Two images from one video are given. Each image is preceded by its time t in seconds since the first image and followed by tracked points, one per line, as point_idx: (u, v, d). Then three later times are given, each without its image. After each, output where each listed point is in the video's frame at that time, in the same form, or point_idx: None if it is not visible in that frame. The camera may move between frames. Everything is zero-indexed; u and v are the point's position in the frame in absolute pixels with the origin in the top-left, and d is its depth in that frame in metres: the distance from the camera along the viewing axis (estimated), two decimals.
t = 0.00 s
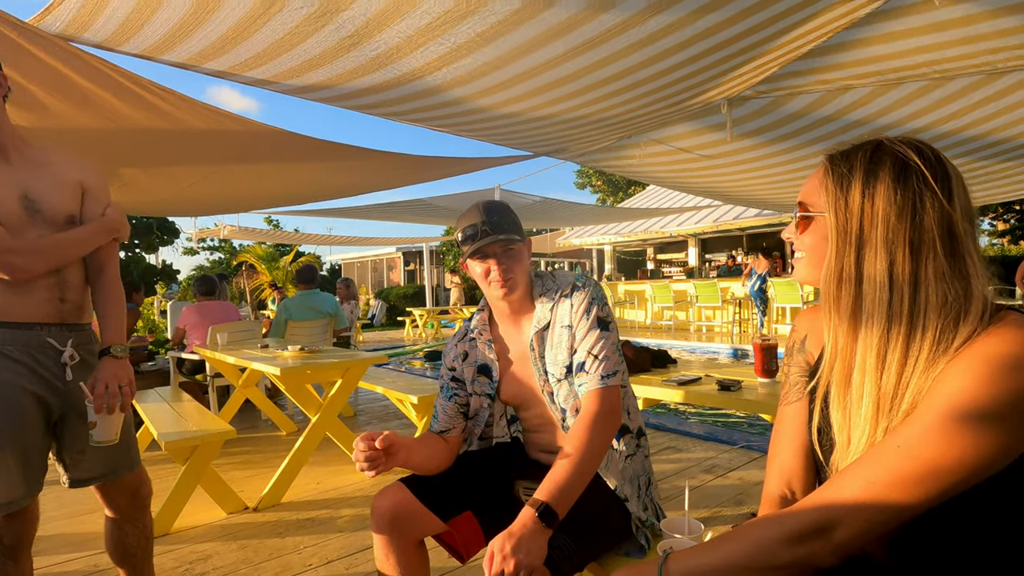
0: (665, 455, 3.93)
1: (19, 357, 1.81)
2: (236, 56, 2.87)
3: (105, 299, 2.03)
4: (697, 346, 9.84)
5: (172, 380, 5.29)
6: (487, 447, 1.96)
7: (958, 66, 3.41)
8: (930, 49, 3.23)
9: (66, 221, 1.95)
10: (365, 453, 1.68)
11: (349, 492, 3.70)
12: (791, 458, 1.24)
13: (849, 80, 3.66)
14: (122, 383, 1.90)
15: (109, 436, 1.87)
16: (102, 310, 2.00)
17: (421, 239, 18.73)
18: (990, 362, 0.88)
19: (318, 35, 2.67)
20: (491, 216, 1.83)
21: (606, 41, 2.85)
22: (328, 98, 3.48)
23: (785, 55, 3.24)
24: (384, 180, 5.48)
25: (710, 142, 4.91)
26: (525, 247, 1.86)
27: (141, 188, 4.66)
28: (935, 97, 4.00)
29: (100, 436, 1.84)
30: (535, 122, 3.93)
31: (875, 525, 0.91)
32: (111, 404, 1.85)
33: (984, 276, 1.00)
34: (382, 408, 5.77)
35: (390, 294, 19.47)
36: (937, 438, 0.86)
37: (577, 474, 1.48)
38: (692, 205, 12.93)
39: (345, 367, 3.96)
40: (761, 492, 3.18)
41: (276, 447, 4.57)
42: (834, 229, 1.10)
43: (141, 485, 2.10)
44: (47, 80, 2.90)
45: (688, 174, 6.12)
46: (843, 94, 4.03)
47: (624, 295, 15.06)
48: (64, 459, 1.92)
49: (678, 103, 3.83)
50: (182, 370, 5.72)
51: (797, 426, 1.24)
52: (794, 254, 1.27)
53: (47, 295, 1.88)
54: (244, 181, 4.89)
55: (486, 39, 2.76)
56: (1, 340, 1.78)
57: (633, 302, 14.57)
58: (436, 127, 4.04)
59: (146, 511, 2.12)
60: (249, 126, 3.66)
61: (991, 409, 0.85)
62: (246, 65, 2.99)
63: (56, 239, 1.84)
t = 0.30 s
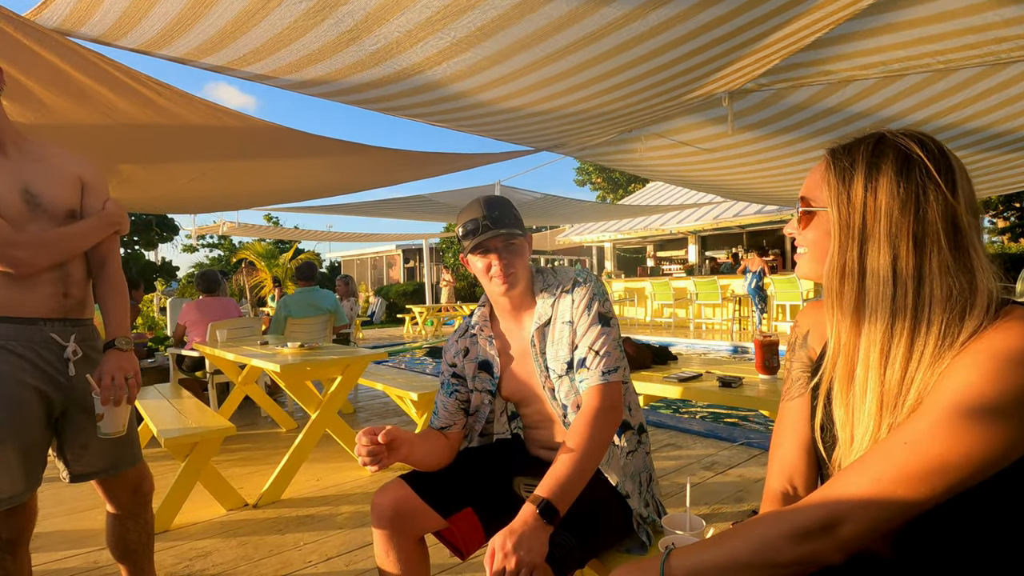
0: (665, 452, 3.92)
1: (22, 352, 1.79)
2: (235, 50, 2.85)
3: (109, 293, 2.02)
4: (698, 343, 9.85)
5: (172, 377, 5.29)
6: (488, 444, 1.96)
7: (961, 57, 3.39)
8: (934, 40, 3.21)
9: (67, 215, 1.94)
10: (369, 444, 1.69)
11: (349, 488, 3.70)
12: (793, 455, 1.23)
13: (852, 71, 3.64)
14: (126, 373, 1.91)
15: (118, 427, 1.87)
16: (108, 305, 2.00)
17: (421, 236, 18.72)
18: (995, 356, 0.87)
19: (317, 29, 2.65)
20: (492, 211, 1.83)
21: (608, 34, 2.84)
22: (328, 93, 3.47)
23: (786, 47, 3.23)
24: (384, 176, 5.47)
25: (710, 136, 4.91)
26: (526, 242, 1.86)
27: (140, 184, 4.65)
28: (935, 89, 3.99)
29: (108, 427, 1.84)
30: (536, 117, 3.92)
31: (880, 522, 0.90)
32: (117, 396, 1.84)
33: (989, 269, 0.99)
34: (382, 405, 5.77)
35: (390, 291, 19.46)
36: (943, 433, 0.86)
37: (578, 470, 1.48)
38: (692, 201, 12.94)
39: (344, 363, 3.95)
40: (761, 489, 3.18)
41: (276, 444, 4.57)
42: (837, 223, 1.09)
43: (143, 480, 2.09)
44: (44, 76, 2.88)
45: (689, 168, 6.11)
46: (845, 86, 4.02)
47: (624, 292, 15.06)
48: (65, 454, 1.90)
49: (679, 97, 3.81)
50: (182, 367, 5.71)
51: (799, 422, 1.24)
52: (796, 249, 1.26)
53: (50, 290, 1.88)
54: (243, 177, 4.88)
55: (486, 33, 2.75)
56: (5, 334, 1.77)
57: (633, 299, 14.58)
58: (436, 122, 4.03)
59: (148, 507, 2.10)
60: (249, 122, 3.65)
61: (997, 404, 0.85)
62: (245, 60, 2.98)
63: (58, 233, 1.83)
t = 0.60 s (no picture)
0: (667, 448, 3.93)
1: (26, 346, 1.79)
2: (236, 45, 2.84)
3: (116, 290, 1.97)
4: (698, 339, 9.85)
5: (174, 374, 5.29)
6: (492, 439, 1.96)
7: (964, 46, 3.38)
8: (938, 29, 3.19)
9: (72, 214, 1.92)
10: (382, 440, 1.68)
11: (352, 484, 3.71)
12: (801, 450, 1.24)
13: (854, 61, 3.62)
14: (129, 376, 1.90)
15: (122, 426, 1.87)
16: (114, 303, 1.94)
17: (421, 232, 18.70)
18: (1006, 350, 0.87)
19: (319, 23, 2.64)
20: (497, 206, 1.83)
21: (611, 27, 2.83)
22: (329, 89, 3.46)
23: (789, 38, 3.20)
24: (385, 173, 5.46)
25: (712, 128, 4.90)
26: (531, 237, 1.86)
27: (141, 181, 4.64)
28: (938, 80, 3.98)
29: (112, 426, 1.85)
30: (538, 111, 3.92)
31: (890, 518, 0.90)
32: (120, 399, 1.85)
33: (998, 263, 0.99)
34: (384, 401, 5.77)
35: (390, 288, 19.45)
36: (955, 426, 0.86)
37: (584, 465, 1.48)
38: (693, 197, 12.93)
39: (347, 359, 3.95)
40: (763, 484, 3.18)
41: (278, 440, 4.57)
42: (845, 219, 1.09)
43: (151, 474, 2.08)
44: (46, 73, 2.87)
45: (690, 161, 6.10)
46: (849, 77, 4.01)
47: (625, 289, 15.06)
48: (73, 448, 1.90)
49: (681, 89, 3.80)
50: (184, 364, 5.70)
51: (807, 417, 1.24)
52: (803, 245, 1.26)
53: (56, 289, 1.87)
54: (245, 174, 4.87)
55: (489, 27, 2.74)
56: (9, 329, 1.78)
57: (634, 295, 14.58)
58: (438, 118, 4.02)
59: (155, 501, 2.11)
60: (250, 119, 3.64)
61: (1010, 398, 0.85)
62: (246, 56, 2.97)
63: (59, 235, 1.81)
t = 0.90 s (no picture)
0: (664, 446, 3.95)
1: (19, 347, 1.79)
2: (232, 43, 2.84)
3: (111, 288, 1.94)
4: (695, 337, 9.88)
5: (171, 372, 5.28)
6: (491, 439, 1.95)
7: (958, 41, 3.38)
8: (932, 23, 3.20)
9: (67, 213, 1.91)
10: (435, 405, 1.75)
11: (349, 482, 3.72)
12: (796, 450, 1.24)
13: (850, 56, 3.62)
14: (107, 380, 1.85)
15: (104, 428, 1.84)
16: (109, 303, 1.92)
17: (418, 229, 18.69)
18: (1002, 352, 0.88)
19: (315, 21, 2.64)
20: (496, 204, 1.83)
21: (607, 25, 2.84)
22: (325, 86, 3.45)
23: (786, 34, 3.20)
24: (383, 171, 5.45)
25: (709, 124, 4.91)
26: (530, 235, 1.87)
27: (137, 180, 4.62)
28: (935, 75, 3.99)
29: (92, 429, 1.81)
30: (535, 108, 3.92)
31: (885, 518, 0.91)
32: (97, 402, 1.81)
33: (993, 265, 1.00)
34: (381, 399, 5.78)
35: (387, 285, 19.42)
36: (951, 428, 0.87)
37: (579, 463, 1.49)
38: (690, 194, 12.95)
39: (344, 358, 3.95)
40: (759, 481, 3.20)
41: (275, 438, 4.57)
42: (841, 222, 1.09)
43: (154, 471, 2.07)
44: (40, 71, 2.85)
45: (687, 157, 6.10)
46: (844, 73, 4.02)
47: (622, 286, 15.08)
48: (72, 444, 1.90)
49: (677, 85, 3.80)
50: (181, 361, 5.70)
51: (803, 417, 1.25)
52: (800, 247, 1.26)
53: (52, 291, 1.87)
54: (241, 173, 4.86)
55: (486, 25, 2.74)
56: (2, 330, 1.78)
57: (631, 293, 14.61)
58: (435, 115, 4.02)
59: (158, 498, 2.10)
60: (247, 118, 3.64)
61: (1004, 400, 0.86)
62: (242, 53, 2.97)
63: (50, 238, 1.80)
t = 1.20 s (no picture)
0: (658, 441, 3.97)
1: None
2: (225, 40, 2.83)
3: (90, 283, 1.89)
4: (690, 333, 9.91)
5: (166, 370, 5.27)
6: (486, 436, 1.98)
7: (949, 36, 3.40)
8: (922, 18, 3.22)
9: (41, 210, 1.86)
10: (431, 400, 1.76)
11: (345, 479, 3.73)
12: (784, 447, 1.26)
13: (842, 52, 3.63)
14: (72, 386, 1.73)
15: (79, 434, 1.72)
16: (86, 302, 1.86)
17: (414, 226, 18.66)
18: (984, 351, 0.90)
19: (309, 18, 2.64)
20: (493, 203, 1.84)
21: (600, 22, 2.84)
22: (319, 83, 3.45)
23: (778, 30, 3.20)
24: (378, 168, 5.45)
25: (703, 119, 4.92)
26: (526, 234, 1.88)
27: (131, 177, 4.61)
28: (927, 71, 4.02)
29: (66, 435, 1.69)
30: (530, 104, 3.92)
31: (870, 515, 0.93)
32: (65, 408, 1.69)
33: (976, 266, 1.02)
34: (377, 396, 5.79)
35: (383, 282, 19.39)
36: (934, 426, 0.89)
37: (571, 460, 1.51)
38: (685, 191, 12.97)
39: (340, 356, 3.96)
40: (752, 477, 3.23)
41: (271, 436, 4.58)
42: (829, 224, 1.11)
43: (151, 471, 2.06)
44: (31, 69, 2.83)
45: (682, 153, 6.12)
46: (837, 69, 4.04)
47: (617, 283, 15.11)
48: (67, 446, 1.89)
49: (671, 81, 3.80)
50: (175, 359, 5.69)
51: (791, 414, 1.26)
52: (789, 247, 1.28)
53: (30, 291, 1.84)
54: (236, 170, 4.85)
55: (480, 23, 2.75)
56: None
57: (626, 290, 14.64)
58: (430, 112, 4.02)
59: (154, 497, 2.08)
60: (241, 116, 3.63)
61: (986, 398, 0.88)
62: (236, 50, 2.96)
63: (21, 236, 1.76)
